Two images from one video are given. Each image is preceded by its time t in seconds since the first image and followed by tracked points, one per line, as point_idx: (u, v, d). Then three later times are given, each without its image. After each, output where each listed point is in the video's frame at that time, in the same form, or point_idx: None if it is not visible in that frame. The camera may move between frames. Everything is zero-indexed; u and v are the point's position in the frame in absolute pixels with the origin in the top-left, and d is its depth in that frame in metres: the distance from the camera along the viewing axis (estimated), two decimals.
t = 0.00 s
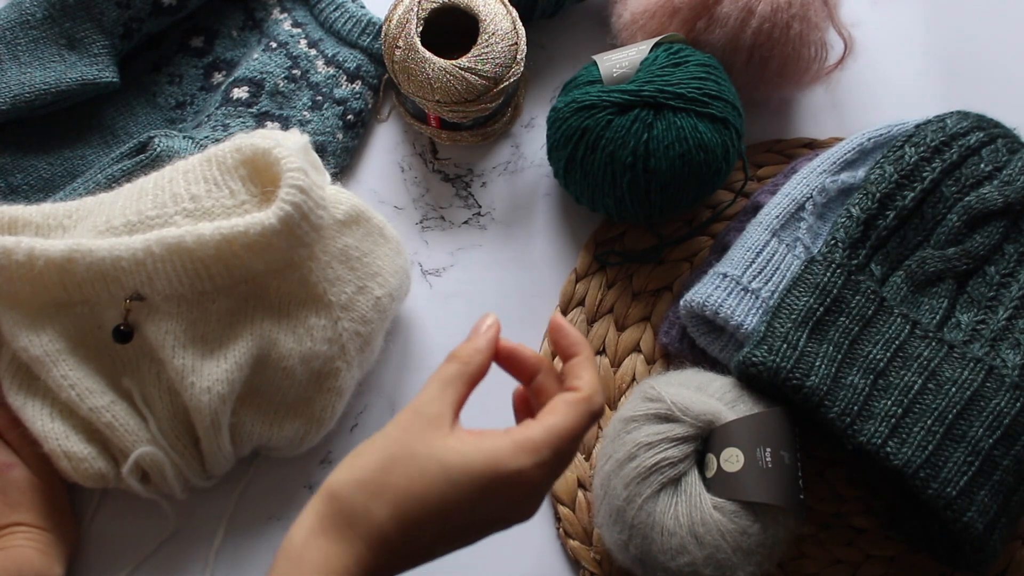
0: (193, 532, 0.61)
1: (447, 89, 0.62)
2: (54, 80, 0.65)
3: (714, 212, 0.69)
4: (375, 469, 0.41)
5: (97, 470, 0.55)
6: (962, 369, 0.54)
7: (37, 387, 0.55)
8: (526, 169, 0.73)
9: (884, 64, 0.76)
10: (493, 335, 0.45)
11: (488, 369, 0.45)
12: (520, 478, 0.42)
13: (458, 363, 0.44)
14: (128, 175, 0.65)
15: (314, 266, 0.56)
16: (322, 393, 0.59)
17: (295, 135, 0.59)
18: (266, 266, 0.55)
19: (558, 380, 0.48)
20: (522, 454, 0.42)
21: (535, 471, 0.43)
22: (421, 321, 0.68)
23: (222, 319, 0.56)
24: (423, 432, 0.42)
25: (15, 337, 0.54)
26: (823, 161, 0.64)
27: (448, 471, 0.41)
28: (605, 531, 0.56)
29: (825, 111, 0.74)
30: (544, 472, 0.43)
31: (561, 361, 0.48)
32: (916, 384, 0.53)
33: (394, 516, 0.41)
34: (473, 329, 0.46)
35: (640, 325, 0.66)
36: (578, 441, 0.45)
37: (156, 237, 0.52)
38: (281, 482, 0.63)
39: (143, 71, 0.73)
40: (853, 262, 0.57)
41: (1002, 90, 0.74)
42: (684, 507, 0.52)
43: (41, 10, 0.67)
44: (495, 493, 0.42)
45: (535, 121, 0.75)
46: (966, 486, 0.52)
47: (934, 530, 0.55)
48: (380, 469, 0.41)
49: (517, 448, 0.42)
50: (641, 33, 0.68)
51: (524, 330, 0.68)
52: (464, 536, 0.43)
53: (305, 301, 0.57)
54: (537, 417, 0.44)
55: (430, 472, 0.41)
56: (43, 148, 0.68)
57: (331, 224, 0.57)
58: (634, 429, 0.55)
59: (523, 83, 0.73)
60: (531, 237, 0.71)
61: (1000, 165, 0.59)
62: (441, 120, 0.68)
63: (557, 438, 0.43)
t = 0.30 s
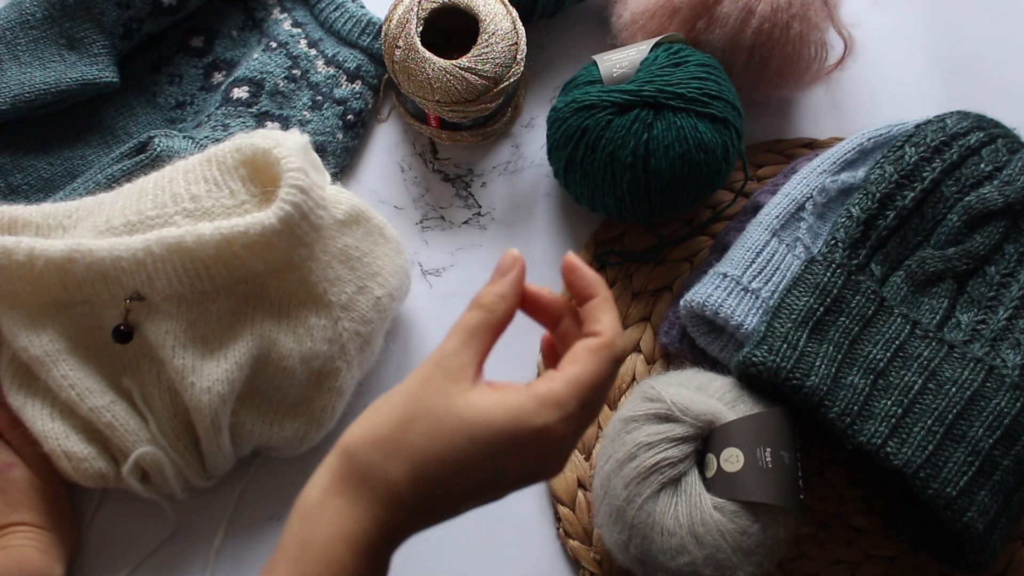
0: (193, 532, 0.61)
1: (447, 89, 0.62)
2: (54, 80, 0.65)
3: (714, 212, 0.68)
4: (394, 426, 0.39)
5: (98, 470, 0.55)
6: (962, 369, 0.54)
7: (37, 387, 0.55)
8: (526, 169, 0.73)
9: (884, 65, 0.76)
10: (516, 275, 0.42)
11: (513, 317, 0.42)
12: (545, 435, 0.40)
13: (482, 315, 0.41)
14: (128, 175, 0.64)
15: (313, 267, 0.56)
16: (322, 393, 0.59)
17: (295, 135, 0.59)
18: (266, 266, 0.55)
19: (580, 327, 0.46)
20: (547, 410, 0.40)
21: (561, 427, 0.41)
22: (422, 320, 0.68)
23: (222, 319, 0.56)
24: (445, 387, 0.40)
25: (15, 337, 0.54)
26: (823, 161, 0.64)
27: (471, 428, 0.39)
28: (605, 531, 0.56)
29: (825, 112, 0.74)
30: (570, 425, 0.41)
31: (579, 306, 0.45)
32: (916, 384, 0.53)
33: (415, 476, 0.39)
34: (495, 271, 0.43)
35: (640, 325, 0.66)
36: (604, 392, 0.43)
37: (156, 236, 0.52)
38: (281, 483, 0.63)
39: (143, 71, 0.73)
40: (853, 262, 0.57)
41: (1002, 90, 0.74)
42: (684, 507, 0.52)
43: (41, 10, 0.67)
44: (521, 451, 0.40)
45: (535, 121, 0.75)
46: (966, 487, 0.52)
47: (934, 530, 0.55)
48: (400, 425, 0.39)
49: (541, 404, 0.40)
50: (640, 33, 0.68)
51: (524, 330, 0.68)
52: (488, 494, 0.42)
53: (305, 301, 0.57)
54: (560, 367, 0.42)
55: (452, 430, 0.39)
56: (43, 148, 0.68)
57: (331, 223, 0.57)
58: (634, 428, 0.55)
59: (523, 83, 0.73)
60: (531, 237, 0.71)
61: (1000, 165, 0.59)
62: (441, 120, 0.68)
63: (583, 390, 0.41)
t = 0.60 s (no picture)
0: (193, 533, 0.61)
1: (446, 89, 0.62)
2: (54, 80, 0.65)
3: (714, 212, 0.68)
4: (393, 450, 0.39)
5: (98, 470, 0.55)
6: (962, 369, 0.54)
7: (37, 386, 0.55)
8: (526, 169, 0.73)
9: (884, 64, 0.76)
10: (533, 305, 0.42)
11: (521, 344, 0.42)
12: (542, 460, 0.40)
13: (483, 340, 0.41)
14: (128, 175, 0.64)
15: (313, 267, 0.56)
16: (322, 393, 0.59)
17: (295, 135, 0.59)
18: (266, 266, 0.55)
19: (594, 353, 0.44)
20: (543, 434, 0.40)
21: (558, 451, 0.40)
22: (422, 321, 0.68)
23: (221, 319, 0.56)
24: (442, 412, 0.40)
25: (15, 337, 0.54)
26: (823, 161, 0.64)
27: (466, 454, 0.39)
28: (605, 531, 0.56)
29: (825, 111, 0.74)
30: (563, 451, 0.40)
31: (591, 327, 0.43)
32: (916, 384, 0.53)
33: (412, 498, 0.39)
34: (510, 302, 0.42)
35: (640, 325, 0.66)
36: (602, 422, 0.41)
37: (156, 237, 0.52)
38: (281, 483, 0.63)
39: (143, 71, 0.73)
40: (853, 262, 0.57)
41: (1001, 89, 0.74)
42: (684, 507, 0.52)
43: (41, 10, 0.67)
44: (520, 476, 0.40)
45: (535, 121, 0.75)
46: (966, 486, 0.52)
47: (934, 530, 0.55)
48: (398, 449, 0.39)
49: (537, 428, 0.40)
50: (640, 33, 0.68)
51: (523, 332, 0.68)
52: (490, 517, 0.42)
53: (305, 301, 0.57)
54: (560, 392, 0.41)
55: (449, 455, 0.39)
56: (43, 148, 0.68)
57: (332, 223, 0.57)
58: (634, 429, 0.55)
59: (523, 84, 0.73)
60: (531, 237, 0.71)
61: (1000, 165, 0.59)
62: (441, 120, 0.68)
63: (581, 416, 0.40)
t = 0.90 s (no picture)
0: (193, 532, 0.61)
1: (446, 89, 0.62)
2: (54, 80, 0.65)
3: (714, 212, 0.68)
4: (411, 425, 0.40)
5: (98, 470, 0.55)
6: (962, 369, 0.54)
7: (38, 387, 0.55)
8: (526, 169, 0.73)
9: (884, 64, 0.76)
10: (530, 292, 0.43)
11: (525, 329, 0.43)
12: (557, 412, 0.41)
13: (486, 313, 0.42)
14: (128, 175, 0.64)
15: (314, 267, 0.56)
16: (323, 393, 0.59)
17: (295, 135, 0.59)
18: (266, 265, 0.55)
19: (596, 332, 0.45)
20: (555, 385, 0.41)
21: (571, 402, 0.42)
22: (422, 321, 0.68)
23: (222, 318, 0.56)
24: (456, 381, 0.41)
25: (15, 337, 0.54)
26: (823, 161, 0.64)
27: (485, 421, 0.40)
28: (605, 530, 0.56)
29: (825, 111, 0.74)
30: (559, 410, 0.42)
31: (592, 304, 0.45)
32: (916, 384, 0.53)
33: (434, 474, 0.40)
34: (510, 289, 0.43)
35: (641, 325, 0.66)
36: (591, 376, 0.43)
37: (156, 237, 0.52)
38: (281, 483, 0.63)
39: (143, 71, 0.73)
40: (853, 262, 0.57)
41: (1001, 89, 0.74)
42: (684, 507, 0.52)
43: (41, 10, 0.67)
44: (534, 434, 0.41)
45: (535, 121, 0.75)
46: (966, 486, 0.52)
47: (934, 530, 0.55)
48: (415, 426, 0.40)
49: (549, 379, 0.41)
50: (640, 33, 0.68)
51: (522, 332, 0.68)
52: (511, 484, 0.43)
53: (305, 301, 0.57)
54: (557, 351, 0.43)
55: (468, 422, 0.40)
56: (43, 148, 0.68)
57: (332, 223, 0.57)
58: (634, 428, 0.55)
59: (523, 83, 0.73)
60: (531, 237, 0.71)
61: (1000, 165, 0.59)
62: (441, 120, 0.68)
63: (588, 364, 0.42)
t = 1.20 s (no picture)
0: (193, 532, 0.61)
1: (446, 89, 0.62)
2: (54, 80, 0.65)
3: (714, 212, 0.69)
4: (426, 425, 0.37)
5: (98, 470, 0.55)
6: (962, 368, 0.54)
7: (38, 387, 0.55)
8: (526, 169, 0.73)
9: (884, 64, 0.76)
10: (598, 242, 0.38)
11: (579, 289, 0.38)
12: (599, 415, 0.37)
13: (532, 280, 0.37)
14: (128, 175, 0.64)
15: (314, 267, 0.56)
16: (323, 393, 0.59)
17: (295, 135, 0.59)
18: (266, 266, 0.55)
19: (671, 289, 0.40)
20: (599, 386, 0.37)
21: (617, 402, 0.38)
22: (422, 321, 0.68)
23: (222, 318, 0.56)
24: (483, 377, 0.37)
25: (15, 338, 0.54)
26: (823, 161, 0.64)
27: (509, 424, 0.37)
28: (605, 531, 0.56)
29: (825, 111, 0.74)
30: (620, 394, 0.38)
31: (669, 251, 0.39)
32: (916, 384, 0.53)
33: (448, 479, 0.37)
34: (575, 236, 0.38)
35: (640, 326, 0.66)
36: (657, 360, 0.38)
37: (156, 237, 0.52)
38: (281, 483, 0.63)
39: (142, 71, 0.73)
40: (853, 262, 0.57)
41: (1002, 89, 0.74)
42: (684, 507, 0.52)
43: (41, 10, 0.67)
44: (565, 438, 0.37)
45: (535, 121, 0.75)
46: (966, 487, 0.52)
47: (934, 529, 0.56)
48: (430, 425, 0.37)
49: (592, 376, 0.37)
50: (640, 33, 0.68)
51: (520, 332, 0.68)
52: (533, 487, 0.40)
53: (306, 301, 0.57)
54: (611, 334, 0.38)
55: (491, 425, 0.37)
56: (43, 148, 0.68)
57: (332, 223, 0.57)
58: (634, 429, 0.55)
59: (523, 84, 0.73)
60: (531, 237, 0.71)
61: (1000, 165, 0.58)
62: (441, 120, 0.68)
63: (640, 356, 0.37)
